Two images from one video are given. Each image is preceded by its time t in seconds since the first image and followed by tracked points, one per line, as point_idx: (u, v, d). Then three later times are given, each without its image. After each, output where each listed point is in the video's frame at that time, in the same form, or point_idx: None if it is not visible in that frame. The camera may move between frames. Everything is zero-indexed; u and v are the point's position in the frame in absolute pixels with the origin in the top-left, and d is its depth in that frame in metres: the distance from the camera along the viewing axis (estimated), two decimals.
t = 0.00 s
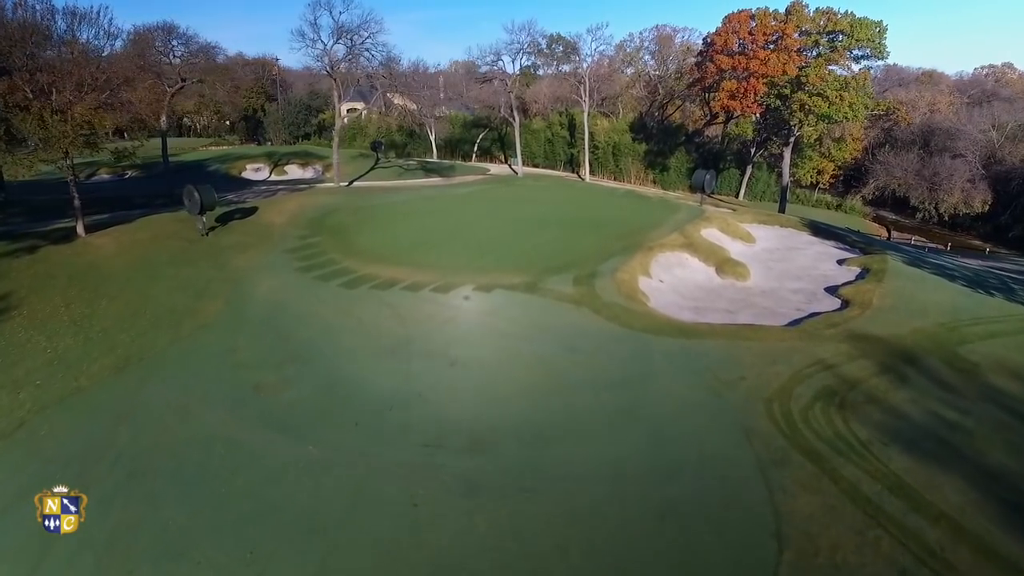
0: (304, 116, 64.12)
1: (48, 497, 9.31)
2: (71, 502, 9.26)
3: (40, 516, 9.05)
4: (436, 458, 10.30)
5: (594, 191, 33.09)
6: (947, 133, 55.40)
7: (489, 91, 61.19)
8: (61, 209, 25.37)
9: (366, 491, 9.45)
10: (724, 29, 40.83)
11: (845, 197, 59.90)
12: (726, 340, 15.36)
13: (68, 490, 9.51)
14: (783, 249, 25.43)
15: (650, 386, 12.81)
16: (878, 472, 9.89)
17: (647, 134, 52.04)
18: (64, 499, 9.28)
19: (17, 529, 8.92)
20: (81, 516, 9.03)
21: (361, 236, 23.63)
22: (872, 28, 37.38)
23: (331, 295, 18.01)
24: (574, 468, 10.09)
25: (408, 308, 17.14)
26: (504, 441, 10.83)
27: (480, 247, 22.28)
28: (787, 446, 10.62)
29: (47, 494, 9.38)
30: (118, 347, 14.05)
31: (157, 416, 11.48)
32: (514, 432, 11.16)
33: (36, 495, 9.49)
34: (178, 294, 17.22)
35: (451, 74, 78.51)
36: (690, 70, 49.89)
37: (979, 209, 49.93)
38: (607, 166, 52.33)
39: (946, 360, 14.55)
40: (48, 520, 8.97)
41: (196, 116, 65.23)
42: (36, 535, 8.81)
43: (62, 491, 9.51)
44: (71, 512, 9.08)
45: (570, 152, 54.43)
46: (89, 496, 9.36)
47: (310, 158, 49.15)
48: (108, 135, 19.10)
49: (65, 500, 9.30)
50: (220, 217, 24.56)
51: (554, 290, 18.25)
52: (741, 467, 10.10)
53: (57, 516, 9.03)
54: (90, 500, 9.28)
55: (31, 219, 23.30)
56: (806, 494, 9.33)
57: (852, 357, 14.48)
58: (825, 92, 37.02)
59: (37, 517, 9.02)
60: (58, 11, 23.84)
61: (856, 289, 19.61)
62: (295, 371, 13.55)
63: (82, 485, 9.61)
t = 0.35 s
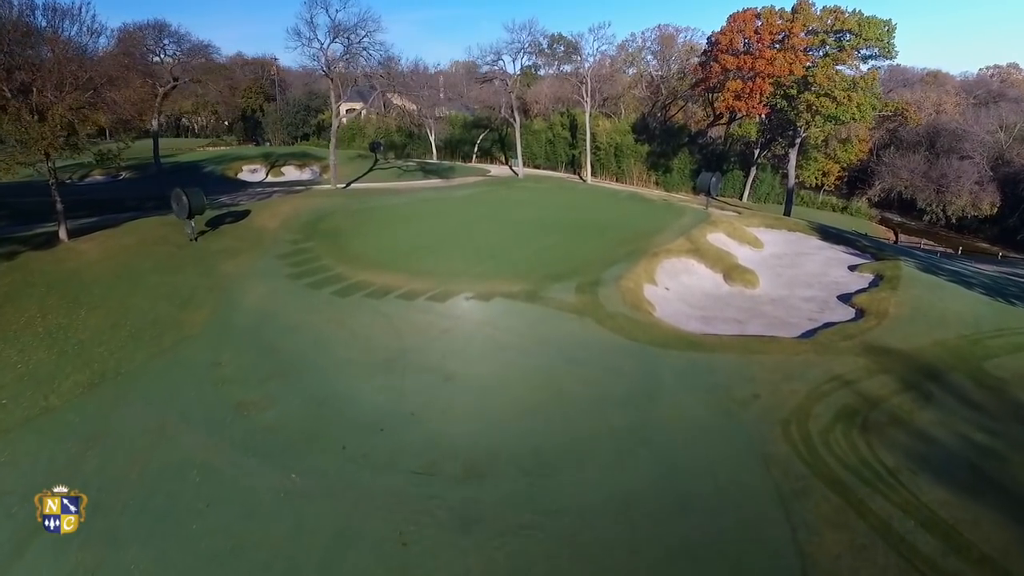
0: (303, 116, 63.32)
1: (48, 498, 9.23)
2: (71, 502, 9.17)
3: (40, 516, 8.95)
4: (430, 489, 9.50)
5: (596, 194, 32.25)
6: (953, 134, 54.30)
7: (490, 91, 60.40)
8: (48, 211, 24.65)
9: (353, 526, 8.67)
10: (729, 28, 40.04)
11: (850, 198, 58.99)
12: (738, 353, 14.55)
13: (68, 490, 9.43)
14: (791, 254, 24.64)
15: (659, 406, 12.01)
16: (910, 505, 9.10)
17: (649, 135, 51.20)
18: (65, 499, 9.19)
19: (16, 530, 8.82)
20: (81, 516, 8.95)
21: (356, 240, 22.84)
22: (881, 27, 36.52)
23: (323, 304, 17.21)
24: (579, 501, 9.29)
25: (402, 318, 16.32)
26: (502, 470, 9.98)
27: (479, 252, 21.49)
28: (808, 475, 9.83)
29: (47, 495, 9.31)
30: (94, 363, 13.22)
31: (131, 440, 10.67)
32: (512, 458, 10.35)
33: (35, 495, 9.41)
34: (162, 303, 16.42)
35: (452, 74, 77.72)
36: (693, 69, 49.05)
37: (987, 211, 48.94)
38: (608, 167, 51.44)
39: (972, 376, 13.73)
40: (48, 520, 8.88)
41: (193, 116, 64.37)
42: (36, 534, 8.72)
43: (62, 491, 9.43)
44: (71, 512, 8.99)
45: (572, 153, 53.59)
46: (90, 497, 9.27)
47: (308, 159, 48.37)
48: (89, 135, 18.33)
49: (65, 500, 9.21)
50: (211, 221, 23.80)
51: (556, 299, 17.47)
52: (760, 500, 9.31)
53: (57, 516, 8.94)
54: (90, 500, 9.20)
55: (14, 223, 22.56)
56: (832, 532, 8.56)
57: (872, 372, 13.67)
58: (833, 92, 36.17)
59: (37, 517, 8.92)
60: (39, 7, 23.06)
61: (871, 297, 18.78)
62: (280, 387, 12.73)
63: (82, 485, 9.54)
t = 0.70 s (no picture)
0: (302, 116, 62.61)
1: (48, 497, 9.17)
2: (71, 502, 9.09)
3: (40, 516, 8.87)
4: (422, 523, 8.77)
5: (600, 197, 31.49)
6: (960, 135, 53.32)
7: (491, 92, 59.71)
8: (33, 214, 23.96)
9: (338, 564, 7.96)
10: (735, 27, 39.31)
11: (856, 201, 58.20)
12: (751, 367, 13.82)
13: (68, 490, 9.36)
14: (801, 260, 23.88)
15: (669, 425, 11.28)
16: (944, 541, 8.39)
17: (653, 136, 50.43)
18: (64, 499, 9.12)
19: (16, 530, 8.75)
20: (81, 516, 8.87)
21: (352, 245, 22.13)
22: (890, 26, 35.70)
23: (316, 312, 16.47)
24: (584, 536, 8.56)
25: (398, 328, 15.58)
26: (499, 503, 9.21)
27: (478, 257, 20.75)
28: (831, 505, 9.12)
29: (47, 495, 9.24)
30: (69, 377, 12.51)
31: (105, 464, 9.98)
32: (512, 486, 9.62)
33: (35, 495, 9.33)
34: (147, 312, 15.71)
35: (453, 74, 77.01)
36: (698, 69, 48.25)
37: (995, 214, 47.67)
38: (611, 169, 50.53)
39: (998, 392, 13.00)
40: (47, 520, 8.79)
41: (192, 116, 63.68)
42: (35, 534, 8.63)
43: (62, 491, 9.36)
44: (71, 511, 8.91)
45: (574, 154, 52.87)
46: (90, 496, 9.21)
47: (306, 160, 47.67)
48: (71, 136, 17.68)
49: (65, 500, 9.13)
50: (201, 226, 23.12)
51: (558, 308, 16.73)
52: (781, 533, 8.61)
53: (56, 516, 8.86)
54: (91, 500, 9.13)
55: None
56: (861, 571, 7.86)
57: (894, 389, 12.92)
58: (840, 92, 35.34)
59: (37, 517, 8.85)
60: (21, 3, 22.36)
61: (887, 306, 18.03)
62: (266, 405, 12.00)
63: (82, 485, 9.47)
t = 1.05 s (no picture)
0: (303, 117, 61.96)
1: (48, 497, 9.09)
2: (71, 502, 9.03)
3: (40, 516, 8.78)
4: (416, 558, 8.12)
5: (604, 199, 30.78)
6: (968, 136, 52.51)
7: (493, 92, 59.01)
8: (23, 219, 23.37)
9: None
10: (741, 26, 38.64)
11: (863, 203, 57.41)
12: (765, 382, 13.11)
13: (68, 491, 9.30)
14: (811, 265, 23.15)
15: (680, 447, 10.60)
16: None
17: (657, 138, 49.71)
18: (65, 499, 9.06)
19: (14, 530, 8.64)
20: (82, 516, 8.79)
21: (349, 250, 21.46)
22: (899, 26, 34.98)
23: (309, 322, 15.80)
24: (591, 574, 7.87)
25: (394, 339, 14.88)
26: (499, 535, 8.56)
27: (479, 263, 20.07)
28: (858, 539, 8.43)
29: (47, 495, 9.17)
30: (45, 393, 11.87)
31: (78, 489, 9.36)
32: (513, 516, 8.94)
33: (35, 495, 9.26)
34: (132, 321, 15.07)
35: (455, 75, 76.30)
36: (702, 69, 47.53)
37: (1005, 216, 46.60)
38: (614, 170, 49.74)
39: None
40: (48, 520, 8.70)
41: (191, 116, 63.08)
42: (35, 533, 8.54)
43: (62, 492, 9.29)
44: (72, 511, 8.84)
45: (577, 156, 52.12)
46: (90, 496, 9.15)
47: (305, 162, 47.05)
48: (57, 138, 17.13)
49: (65, 500, 9.07)
50: (193, 230, 22.46)
51: (561, 317, 16.04)
52: (805, 570, 7.94)
53: (56, 516, 8.77)
54: (91, 500, 9.07)
55: None
56: None
57: (918, 406, 12.19)
58: (849, 93, 34.56)
59: (37, 517, 8.75)
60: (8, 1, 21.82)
61: (905, 314, 17.30)
62: (252, 424, 11.32)
63: (82, 485, 9.41)
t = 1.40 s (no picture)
0: (302, 117, 61.37)
1: (48, 497, 9.14)
2: (71, 503, 9.08)
3: (40, 516, 8.83)
4: None
5: (607, 201, 30.09)
6: (976, 138, 51.71)
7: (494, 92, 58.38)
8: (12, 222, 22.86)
9: None
10: (746, 25, 37.96)
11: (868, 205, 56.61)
12: (780, 396, 12.44)
13: (67, 491, 9.35)
14: (820, 270, 22.46)
15: (691, 469, 9.98)
16: None
17: (660, 138, 49.03)
18: (65, 499, 9.11)
19: (15, 530, 8.70)
20: (82, 516, 8.85)
21: (345, 254, 20.83)
22: (908, 25, 34.29)
23: (302, 330, 15.20)
24: None
25: (389, 349, 14.23)
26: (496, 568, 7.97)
27: (479, 268, 19.45)
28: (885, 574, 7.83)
29: (47, 495, 9.22)
30: (19, 409, 11.33)
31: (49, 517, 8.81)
32: (513, 548, 8.32)
33: (35, 496, 9.31)
34: (118, 329, 14.52)
35: (456, 75, 75.62)
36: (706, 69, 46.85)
37: (1014, 219, 45.73)
38: (616, 171, 49.07)
39: None
40: (48, 519, 8.76)
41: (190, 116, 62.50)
42: (35, 534, 8.60)
43: (62, 492, 9.34)
44: (72, 512, 8.89)
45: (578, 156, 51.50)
46: (90, 497, 9.20)
47: (304, 162, 46.47)
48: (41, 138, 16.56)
49: (65, 500, 9.12)
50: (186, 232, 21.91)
51: (564, 325, 15.41)
52: None
53: (57, 516, 8.83)
54: (91, 501, 9.12)
55: None
56: None
57: (943, 423, 11.53)
58: (858, 93, 33.85)
59: (37, 517, 8.81)
60: None
61: (921, 322, 16.63)
62: (237, 441, 10.70)
63: (82, 485, 9.46)
